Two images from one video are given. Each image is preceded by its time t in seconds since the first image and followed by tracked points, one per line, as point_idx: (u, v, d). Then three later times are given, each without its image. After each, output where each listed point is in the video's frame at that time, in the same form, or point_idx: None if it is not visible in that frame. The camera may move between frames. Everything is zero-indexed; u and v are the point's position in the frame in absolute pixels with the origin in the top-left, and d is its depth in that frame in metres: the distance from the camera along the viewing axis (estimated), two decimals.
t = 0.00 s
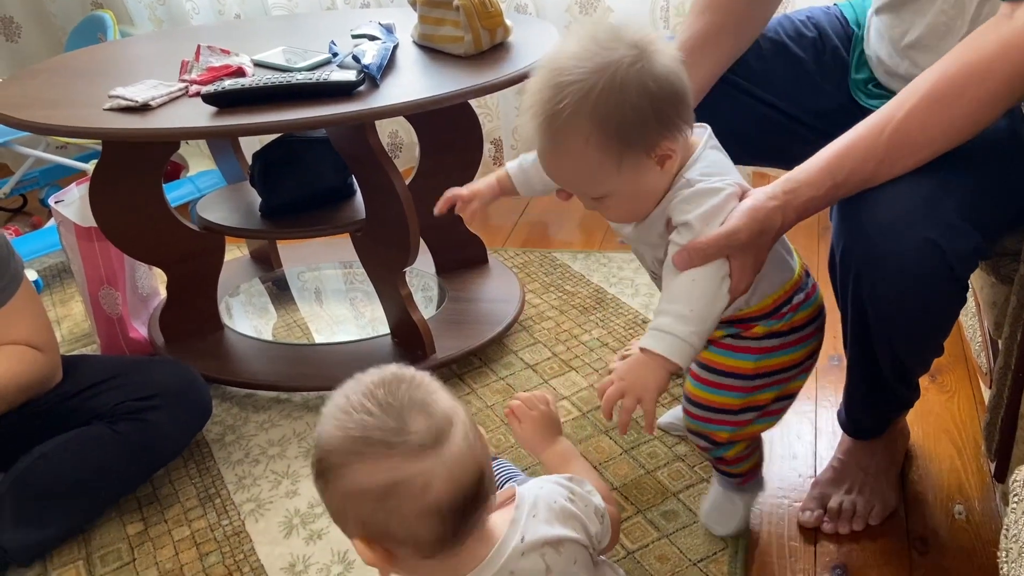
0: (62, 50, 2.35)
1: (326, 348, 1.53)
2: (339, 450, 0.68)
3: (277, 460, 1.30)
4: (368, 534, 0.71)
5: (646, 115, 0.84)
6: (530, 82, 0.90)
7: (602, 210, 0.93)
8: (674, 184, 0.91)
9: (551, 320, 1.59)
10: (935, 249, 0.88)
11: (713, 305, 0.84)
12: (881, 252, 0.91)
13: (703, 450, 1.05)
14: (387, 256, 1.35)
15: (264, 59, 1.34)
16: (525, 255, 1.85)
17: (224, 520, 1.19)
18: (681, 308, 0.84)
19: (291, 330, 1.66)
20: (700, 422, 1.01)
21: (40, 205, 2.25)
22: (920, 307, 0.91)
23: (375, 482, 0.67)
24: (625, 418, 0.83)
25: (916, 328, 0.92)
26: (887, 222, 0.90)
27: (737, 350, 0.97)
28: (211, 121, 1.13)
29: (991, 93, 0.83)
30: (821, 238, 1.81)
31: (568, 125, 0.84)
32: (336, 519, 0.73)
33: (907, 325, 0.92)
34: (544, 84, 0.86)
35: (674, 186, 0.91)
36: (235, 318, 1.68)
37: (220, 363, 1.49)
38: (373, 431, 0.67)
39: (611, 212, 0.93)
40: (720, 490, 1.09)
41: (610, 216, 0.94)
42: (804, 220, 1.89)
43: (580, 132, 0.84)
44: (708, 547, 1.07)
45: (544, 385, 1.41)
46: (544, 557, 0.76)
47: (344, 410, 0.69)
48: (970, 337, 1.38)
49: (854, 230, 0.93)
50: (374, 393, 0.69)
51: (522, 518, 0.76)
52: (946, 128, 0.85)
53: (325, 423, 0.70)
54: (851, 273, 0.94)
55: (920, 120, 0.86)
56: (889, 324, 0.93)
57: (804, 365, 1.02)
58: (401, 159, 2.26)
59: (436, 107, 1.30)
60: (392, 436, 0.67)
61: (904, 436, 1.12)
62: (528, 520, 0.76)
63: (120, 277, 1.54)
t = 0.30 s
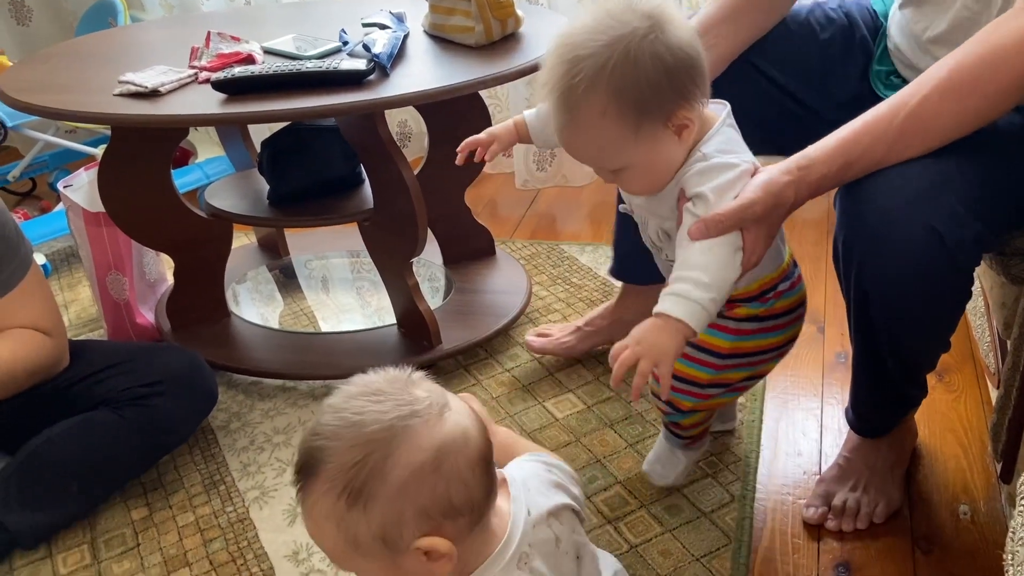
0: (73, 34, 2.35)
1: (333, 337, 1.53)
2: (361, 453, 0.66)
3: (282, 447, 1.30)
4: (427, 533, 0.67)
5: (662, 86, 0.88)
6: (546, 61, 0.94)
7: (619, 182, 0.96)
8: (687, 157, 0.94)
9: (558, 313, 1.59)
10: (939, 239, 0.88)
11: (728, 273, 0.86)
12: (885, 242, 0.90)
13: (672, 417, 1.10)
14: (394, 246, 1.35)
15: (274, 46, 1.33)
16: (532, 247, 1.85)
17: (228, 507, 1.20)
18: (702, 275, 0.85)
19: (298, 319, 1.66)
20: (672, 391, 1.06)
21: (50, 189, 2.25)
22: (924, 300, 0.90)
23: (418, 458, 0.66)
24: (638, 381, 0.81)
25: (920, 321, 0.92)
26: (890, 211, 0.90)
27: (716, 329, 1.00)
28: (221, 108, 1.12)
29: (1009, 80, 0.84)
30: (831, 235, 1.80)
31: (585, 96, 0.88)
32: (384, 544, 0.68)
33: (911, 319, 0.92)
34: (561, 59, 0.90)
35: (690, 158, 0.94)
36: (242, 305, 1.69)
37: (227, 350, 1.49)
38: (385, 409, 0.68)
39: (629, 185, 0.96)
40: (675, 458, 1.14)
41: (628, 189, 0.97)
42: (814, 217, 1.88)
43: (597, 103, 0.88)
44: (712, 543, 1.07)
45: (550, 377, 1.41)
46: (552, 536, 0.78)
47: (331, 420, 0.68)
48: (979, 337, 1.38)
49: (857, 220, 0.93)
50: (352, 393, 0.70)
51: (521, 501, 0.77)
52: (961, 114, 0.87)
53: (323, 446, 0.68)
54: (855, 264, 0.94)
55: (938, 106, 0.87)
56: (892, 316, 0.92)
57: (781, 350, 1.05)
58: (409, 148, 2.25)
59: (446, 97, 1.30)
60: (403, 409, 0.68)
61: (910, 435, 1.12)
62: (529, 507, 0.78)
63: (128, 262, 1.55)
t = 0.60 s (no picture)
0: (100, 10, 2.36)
1: (348, 317, 1.54)
2: (367, 463, 0.66)
3: (295, 423, 1.32)
4: (439, 535, 0.68)
5: (677, 70, 0.89)
6: (564, 48, 0.95)
7: (632, 168, 0.97)
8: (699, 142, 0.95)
9: (573, 300, 1.59)
10: (952, 218, 0.87)
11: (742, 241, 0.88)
12: (895, 221, 0.89)
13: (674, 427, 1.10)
14: (412, 228, 1.36)
15: (298, 25, 1.34)
16: (549, 234, 1.85)
17: (241, 479, 1.21)
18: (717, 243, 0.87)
19: (314, 299, 1.67)
20: (669, 400, 1.06)
21: (74, 163, 2.27)
22: (937, 283, 0.89)
23: (423, 460, 0.67)
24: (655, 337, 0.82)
25: (933, 307, 0.91)
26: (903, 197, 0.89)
27: (711, 335, 1.01)
28: (244, 83, 1.13)
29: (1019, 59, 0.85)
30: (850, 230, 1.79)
31: (601, 79, 0.89)
32: (398, 554, 0.67)
33: (923, 303, 0.91)
34: (578, 44, 0.92)
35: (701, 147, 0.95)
36: (259, 283, 1.70)
37: (244, 326, 1.51)
38: (382, 414, 0.69)
39: (641, 171, 0.97)
40: (680, 458, 1.14)
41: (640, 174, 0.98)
42: (834, 212, 1.87)
43: (613, 86, 0.89)
44: (719, 532, 1.07)
45: (562, 363, 1.42)
46: (536, 516, 0.82)
47: (324, 436, 0.68)
48: (997, 335, 1.36)
49: (867, 196, 0.92)
50: (337, 406, 0.70)
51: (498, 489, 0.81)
52: (969, 93, 0.88)
53: (322, 462, 0.67)
54: (865, 244, 0.93)
55: (943, 83, 0.89)
56: (905, 305, 0.92)
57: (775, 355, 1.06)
58: (430, 132, 2.26)
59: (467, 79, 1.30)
60: (400, 412, 0.69)
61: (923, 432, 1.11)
62: (508, 496, 0.81)
63: (149, 235, 1.56)
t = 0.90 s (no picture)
0: None
1: (392, 282, 1.55)
2: (403, 436, 0.66)
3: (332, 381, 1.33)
4: (470, 512, 0.67)
5: (734, 61, 0.90)
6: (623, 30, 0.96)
7: (680, 155, 0.97)
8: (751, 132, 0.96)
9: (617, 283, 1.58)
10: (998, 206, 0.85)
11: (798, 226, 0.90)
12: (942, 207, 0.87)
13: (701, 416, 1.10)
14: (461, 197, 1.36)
15: None
16: (597, 216, 1.84)
17: (276, 431, 1.23)
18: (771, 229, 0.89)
19: (360, 263, 1.68)
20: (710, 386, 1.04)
21: (137, 116, 2.33)
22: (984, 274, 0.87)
23: (461, 435, 0.66)
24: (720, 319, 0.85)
25: (979, 301, 0.89)
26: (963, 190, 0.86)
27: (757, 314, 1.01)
28: (305, 40, 1.14)
29: None
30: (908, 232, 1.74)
31: (662, 62, 0.89)
32: (427, 528, 0.68)
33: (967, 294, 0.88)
34: (638, 25, 0.92)
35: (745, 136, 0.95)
36: (307, 246, 1.72)
37: (290, 284, 1.53)
38: (421, 386, 0.67)
39: (688, 159, 0.98)
40: (713, 445, 1.12)
41: (687, 163, 0.99)
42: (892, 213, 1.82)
43: (671, 72, 0.90)
44: (748, 522, 1.05)
45: (601, 344, 1.41)
46: (573, 498, 0.80)
47: (360, 405, 0.67)
48: None
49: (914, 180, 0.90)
50: (376, 372, 0.69)
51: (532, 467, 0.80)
52: None
53: (358, 431, 0.67)
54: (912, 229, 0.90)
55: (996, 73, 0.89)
56: (958, 303, 0.89)
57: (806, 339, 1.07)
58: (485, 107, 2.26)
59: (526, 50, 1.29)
60: (441, 384, 0.67)
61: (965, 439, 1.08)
62: (546, 477, 0.80)
63: (204, 188, 1.60)
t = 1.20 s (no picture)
0: None
1: (462, 229, 1.57)
2: (463, 348, 0.69)
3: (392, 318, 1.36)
4: (527, 426, 0.70)
5: (838, 87, 0.97)
6: (730, 52, 1.04)
7: (778, 177, 1.04)
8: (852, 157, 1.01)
9: (686, 253, 1.55)
10: None
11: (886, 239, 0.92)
12: None
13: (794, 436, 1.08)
14: (536, 148, 1.36)
15: None
16: (676, 184, 1.81)
17: (333, 359, 1.27)
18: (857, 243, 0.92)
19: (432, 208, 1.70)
20: (844, 400, 1.02)
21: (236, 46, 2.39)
22: None
23: (514, 352, 0.69)
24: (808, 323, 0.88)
25: None
26: None
27: (891, 338, 1.05)
28: None
29: None
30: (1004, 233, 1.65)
31: (763, 81, 0.98)
32: (486, 437, 0.71)
33: None
34: (749, 49, 1.00)
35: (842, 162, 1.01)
36: (382, 187, 1.75)
37: (363, 221, 1.56)
38: (486, 303, 0.70)
39: (787, 183, 1.04)
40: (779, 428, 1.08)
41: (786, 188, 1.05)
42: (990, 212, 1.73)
43: (776, 92, 0.98)
44: (789, 504, 1.03)
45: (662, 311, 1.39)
46: (651, 445, 0.79)
47: (428, 318, 0.71)
48: None
49: None
50: (445, 288, 0.73)
51: (608, 403, 0.80)
52: None
53: (425, 342, 0.71)
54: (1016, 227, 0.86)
55: None
56: None
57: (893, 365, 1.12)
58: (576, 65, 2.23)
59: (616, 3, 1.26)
60: (500, 303, 0.70)
61: None
62: (624, 414, 0.80)
63: (290, 118, 1.63)
